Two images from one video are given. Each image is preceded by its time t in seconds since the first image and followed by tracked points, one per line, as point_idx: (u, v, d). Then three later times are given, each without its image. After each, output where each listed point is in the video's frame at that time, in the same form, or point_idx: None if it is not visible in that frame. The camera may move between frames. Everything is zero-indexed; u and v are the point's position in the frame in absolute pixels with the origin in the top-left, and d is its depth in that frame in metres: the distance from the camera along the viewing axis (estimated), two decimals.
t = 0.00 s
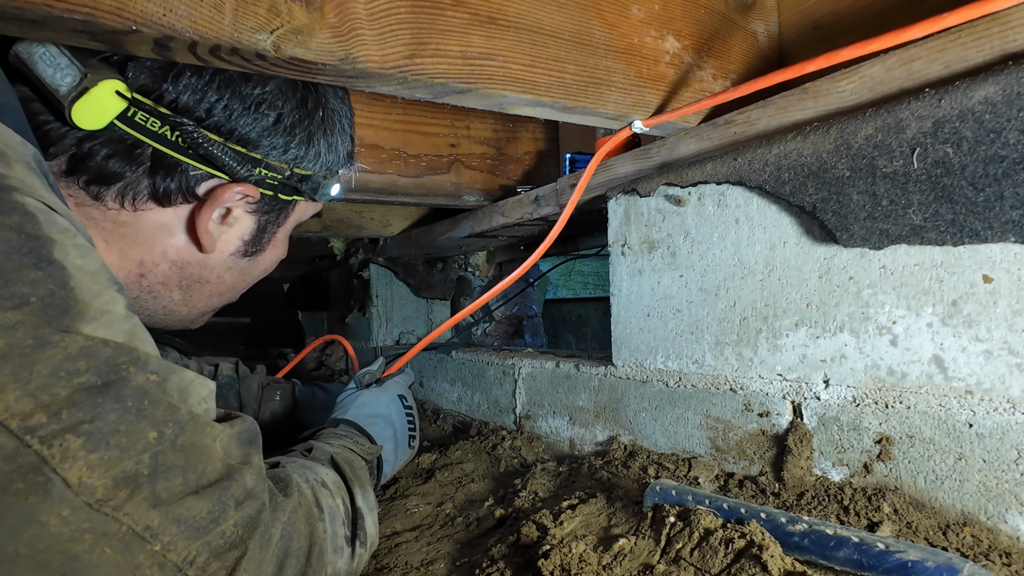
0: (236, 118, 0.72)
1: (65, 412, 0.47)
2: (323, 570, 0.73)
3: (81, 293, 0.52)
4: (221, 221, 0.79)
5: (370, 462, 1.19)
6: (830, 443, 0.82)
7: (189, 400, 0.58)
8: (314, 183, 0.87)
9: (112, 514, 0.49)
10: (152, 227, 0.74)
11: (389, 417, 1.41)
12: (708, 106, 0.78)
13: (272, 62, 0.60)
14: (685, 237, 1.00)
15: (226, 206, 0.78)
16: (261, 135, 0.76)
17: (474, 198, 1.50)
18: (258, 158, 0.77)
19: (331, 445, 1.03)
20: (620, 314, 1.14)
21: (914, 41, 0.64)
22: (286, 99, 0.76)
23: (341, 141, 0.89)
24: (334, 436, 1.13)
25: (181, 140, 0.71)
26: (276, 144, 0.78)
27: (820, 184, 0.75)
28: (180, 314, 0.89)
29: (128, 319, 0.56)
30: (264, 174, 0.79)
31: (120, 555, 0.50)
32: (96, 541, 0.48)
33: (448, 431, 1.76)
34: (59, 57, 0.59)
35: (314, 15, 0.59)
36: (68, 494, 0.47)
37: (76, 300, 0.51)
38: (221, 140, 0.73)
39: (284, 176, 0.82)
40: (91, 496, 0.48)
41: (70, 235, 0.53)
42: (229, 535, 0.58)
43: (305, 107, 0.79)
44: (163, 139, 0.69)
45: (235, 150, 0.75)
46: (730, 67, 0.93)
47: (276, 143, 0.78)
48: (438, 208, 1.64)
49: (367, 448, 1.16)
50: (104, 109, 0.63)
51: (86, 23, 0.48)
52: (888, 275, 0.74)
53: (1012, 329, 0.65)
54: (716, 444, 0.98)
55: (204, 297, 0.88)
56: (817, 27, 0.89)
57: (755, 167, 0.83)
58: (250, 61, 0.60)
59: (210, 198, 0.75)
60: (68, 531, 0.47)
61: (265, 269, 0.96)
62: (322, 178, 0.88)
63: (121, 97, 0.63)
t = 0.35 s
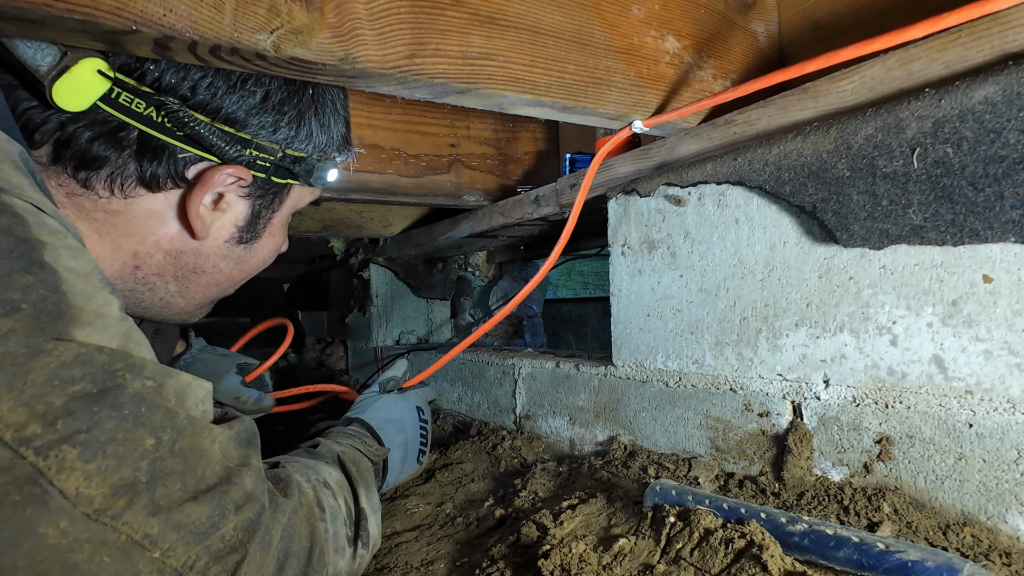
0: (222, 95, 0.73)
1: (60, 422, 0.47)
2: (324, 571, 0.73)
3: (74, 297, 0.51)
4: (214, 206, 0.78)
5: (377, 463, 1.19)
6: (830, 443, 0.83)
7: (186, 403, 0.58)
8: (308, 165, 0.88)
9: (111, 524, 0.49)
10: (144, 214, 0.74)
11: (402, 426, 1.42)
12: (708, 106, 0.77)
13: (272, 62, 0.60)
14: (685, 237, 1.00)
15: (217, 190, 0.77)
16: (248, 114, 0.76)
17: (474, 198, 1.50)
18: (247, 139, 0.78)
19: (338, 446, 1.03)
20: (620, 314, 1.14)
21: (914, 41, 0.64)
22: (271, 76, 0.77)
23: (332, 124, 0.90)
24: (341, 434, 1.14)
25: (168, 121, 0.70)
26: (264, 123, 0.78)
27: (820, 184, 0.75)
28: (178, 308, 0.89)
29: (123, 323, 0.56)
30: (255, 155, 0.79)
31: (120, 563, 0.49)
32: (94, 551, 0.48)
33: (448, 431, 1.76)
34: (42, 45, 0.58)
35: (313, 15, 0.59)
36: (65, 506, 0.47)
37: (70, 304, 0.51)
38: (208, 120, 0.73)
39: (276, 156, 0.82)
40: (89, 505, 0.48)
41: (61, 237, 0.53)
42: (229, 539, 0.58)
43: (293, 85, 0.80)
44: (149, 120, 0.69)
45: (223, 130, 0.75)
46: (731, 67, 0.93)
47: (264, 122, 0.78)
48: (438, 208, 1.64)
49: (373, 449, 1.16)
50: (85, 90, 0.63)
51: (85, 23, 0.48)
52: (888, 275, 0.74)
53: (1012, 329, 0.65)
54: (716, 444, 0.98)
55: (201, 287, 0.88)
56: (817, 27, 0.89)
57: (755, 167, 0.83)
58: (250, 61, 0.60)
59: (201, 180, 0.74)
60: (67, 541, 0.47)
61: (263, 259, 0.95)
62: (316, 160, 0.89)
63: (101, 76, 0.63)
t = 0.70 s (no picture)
0: (249, 113, 0.73)
1: (55, 432, 0.47)
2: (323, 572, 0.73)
3: (67, 304, 0.51)
4: (223, 214, 0.79)
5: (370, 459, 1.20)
6: (830, 443, 0.82)
7: (183, 410, 0.58)
8: (315, 178, 0.89)
9: (107, 534, 0.49)
10: (151, 219, 0.74)
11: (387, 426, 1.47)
12: (708, 106, 0.77)
13: (272, 62, 0.60)
14: (685, 237, 1.00)
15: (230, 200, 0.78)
16: (270, 131, 0.76)
17: (474, 198, 1.50)
18: (266, 153, 0.78)
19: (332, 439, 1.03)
20: (620, 314, 1.15)
21: (913, 41, 0.64)
22: (296, 95, 0.77)
23: (341, 137, 0.90)
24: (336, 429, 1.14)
25: (191, 134, 0.70)
26: (284, 140, 0.78)
27: (821, 184, 0.75)
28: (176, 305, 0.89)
29: (118, 328, 0.56)
30: (271, 169, 0.80)
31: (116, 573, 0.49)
32: (92, 562, 0.48)
33: (448, 431, 1.76)
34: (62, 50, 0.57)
35: (314, 15, 0.59)
36: (61, 518, 0.47)
37: (62, 311, 0.50)
38: (232, 135, 0.73)
39: (289, 170, 0.82)
40: (85, 516, 0.48)
41: (54, 241, 0.53)
42: (229, 547, 0.58)
43: (313, 103, 0.80)
44: (173, 132, 0.69)
45: (245, 145, 0.75)
46: (731, 67, 0.93)
47: (283, 139, 0.79)
48: (438, 208, 1.64)
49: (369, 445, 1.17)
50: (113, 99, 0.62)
51: (86, 23, 0.49)
52: (888, 275, 0.74)
53: (1012, 329, 0.65)
54: (716, 444, 0.98)
55: (199, 288, 0.88)
56: (817, 27, 0.89)
57: (755, 167, 0.83)
58: (250, 61, 0.60)
59: (217, 191, 0.75)
60: (63, 553, 0.47)
61: (260, 260, 0.96)
62: (321, 173, 0.90)
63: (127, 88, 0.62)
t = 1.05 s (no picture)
0: (253, 114, 0.73)
1: (56, 431, 0.47)
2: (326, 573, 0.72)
3: (71, 301, 0.51)
4: (224, 212, 0.80)
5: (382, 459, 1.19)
6: (830, 443, 0.83)
7: (184, 409, 0.58)
8: (314, 178, 0.89)
9: (108, 534, 0.49)
10: (153, 216, 0.74)
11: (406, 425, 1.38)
12: (708, 106, 0.77)
13: (272, 62, 0.60)
14: (685, 237, 1.00)
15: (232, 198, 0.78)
16: (273, 131, 0.76)
17: (474, 198, 1.50)
18: (269, 153, 0.78)
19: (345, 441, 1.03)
20: (620, 314, 1.15)
21: (914, 41, 0.64)
22: (301, 96, 0.77)
23: (341, 138, 0.90)
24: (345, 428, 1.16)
25: (196, 132, 0.70)
26: (287, 140, 0.79)
27: (821, 184, 0.75)
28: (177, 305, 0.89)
29: (121, 326, 0.55)
30: (273, 168, 0.80)
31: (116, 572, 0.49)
32: (92, 561, 0.48)
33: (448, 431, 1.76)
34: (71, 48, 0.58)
35: (313, 15, 0.59)
36: (61, 517, 0.47)
37: (66, 309, 0.50)
38: (236, 134, 0.73)
39: (290, 170, 0.82)
40: (85, 516, 0.48)
41: (57, 240, 0.53)
42: (228, 546, 0.58)
43: (317, 104, 0.80)
44: (177, 130, 0.69)
45: (249, 145, 0.75)
46: (730, 67, 0.93)
47: (287, 140, 0.79)
48: (438, 208, 1.64)
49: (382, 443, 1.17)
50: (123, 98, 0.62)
51: (86, 23, 0.49)
52: (888, 275, 0.74)
53: (1012, 329, 0.65)
54: (716, 444, 0.98)
55: (197, 285, 0.88)
56: (817, 26, 0.89)
57: (755, 167, 0.83)
58: (250, 61, 0.60)
59: (220, 189, 0.75)
60: (63, 552, 0.47)
61: (258, 259, 0.96)
62: (320, 174, 0.90)
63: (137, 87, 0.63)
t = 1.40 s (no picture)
0: (283, 146, 0.76)
1: (54, 449, 0.44)
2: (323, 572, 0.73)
3: (69, 310, 0.49)
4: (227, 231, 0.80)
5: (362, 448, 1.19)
6: (830, 443, 0.83)
7: (183, 419, 0.56)
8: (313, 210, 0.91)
9: (107, 551, 0.47)
10: (159, 224, 0.73)
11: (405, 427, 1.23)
12: (708, 106, 0.77)
13: (272, 62, 0.60)
14: (685, 237, 1.00)
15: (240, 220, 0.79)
16: (295, 163, 0.80)
17: (474, 198, 1.50)
18: (284, 183, 0.81)
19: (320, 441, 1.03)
20: (620, 314, 1.15)
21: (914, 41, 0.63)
22: (325, 137, 0.82)
23: (343, 180, 0.94)
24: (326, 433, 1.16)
25: (226, 154, 0.72)
26: (302, 173, 0.82)
27: (821, 185, 0.75)
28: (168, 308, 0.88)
29: (119, 334, 0.54)
30: (284, 199, 0.82)
31: None
32: None
33: (449, 431, 1.76)
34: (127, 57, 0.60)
35: (314, 14, 0.59)
36: (60, 536, 0.45)
37: (64, 318, 0.48)
38: (263, 162, 0.76)
39: (297, 202, 0.85)
40: (83, 534, 0.46)
41: (53, 243, 0.51)
42: (227, 555, 0.56)
43: (336, 146, 0.86)
44: (208, 149, 0.70)
45: (271, 174, 0.78)
46: (731, 67, 0.93)
47: (303, 174, 0.82)
48: (438, 208, 1.64)
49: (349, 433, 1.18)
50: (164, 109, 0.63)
51: (86, 23, 0.49)
52: (888, 275, 0.74)
53: (1013, 329, 0.65)
54: (716, 445, 0.98)
55: (178, 298, 0.86)
56: (817, 27, 0.89)
57: (755, 167, 0.83)
58: (250, 61, 0.60)
59: (232, 209, 0.76)
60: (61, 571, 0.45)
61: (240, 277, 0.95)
62: (318, 208, 0.92)
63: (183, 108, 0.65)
